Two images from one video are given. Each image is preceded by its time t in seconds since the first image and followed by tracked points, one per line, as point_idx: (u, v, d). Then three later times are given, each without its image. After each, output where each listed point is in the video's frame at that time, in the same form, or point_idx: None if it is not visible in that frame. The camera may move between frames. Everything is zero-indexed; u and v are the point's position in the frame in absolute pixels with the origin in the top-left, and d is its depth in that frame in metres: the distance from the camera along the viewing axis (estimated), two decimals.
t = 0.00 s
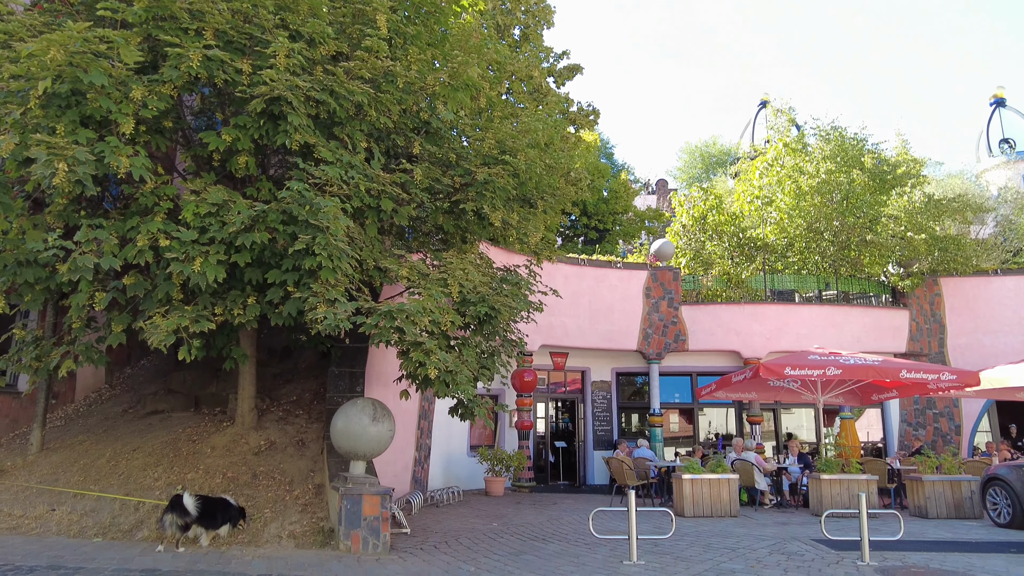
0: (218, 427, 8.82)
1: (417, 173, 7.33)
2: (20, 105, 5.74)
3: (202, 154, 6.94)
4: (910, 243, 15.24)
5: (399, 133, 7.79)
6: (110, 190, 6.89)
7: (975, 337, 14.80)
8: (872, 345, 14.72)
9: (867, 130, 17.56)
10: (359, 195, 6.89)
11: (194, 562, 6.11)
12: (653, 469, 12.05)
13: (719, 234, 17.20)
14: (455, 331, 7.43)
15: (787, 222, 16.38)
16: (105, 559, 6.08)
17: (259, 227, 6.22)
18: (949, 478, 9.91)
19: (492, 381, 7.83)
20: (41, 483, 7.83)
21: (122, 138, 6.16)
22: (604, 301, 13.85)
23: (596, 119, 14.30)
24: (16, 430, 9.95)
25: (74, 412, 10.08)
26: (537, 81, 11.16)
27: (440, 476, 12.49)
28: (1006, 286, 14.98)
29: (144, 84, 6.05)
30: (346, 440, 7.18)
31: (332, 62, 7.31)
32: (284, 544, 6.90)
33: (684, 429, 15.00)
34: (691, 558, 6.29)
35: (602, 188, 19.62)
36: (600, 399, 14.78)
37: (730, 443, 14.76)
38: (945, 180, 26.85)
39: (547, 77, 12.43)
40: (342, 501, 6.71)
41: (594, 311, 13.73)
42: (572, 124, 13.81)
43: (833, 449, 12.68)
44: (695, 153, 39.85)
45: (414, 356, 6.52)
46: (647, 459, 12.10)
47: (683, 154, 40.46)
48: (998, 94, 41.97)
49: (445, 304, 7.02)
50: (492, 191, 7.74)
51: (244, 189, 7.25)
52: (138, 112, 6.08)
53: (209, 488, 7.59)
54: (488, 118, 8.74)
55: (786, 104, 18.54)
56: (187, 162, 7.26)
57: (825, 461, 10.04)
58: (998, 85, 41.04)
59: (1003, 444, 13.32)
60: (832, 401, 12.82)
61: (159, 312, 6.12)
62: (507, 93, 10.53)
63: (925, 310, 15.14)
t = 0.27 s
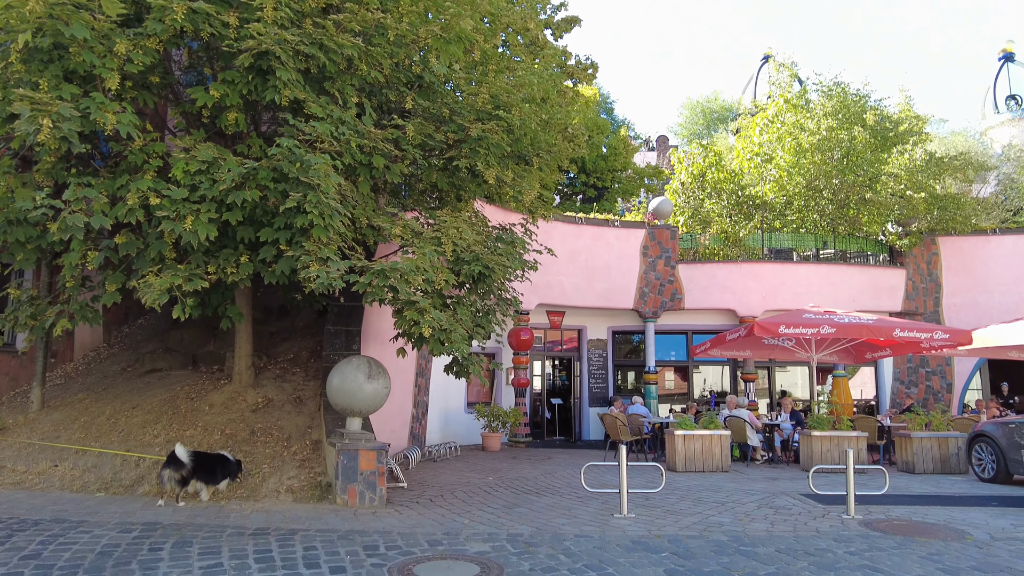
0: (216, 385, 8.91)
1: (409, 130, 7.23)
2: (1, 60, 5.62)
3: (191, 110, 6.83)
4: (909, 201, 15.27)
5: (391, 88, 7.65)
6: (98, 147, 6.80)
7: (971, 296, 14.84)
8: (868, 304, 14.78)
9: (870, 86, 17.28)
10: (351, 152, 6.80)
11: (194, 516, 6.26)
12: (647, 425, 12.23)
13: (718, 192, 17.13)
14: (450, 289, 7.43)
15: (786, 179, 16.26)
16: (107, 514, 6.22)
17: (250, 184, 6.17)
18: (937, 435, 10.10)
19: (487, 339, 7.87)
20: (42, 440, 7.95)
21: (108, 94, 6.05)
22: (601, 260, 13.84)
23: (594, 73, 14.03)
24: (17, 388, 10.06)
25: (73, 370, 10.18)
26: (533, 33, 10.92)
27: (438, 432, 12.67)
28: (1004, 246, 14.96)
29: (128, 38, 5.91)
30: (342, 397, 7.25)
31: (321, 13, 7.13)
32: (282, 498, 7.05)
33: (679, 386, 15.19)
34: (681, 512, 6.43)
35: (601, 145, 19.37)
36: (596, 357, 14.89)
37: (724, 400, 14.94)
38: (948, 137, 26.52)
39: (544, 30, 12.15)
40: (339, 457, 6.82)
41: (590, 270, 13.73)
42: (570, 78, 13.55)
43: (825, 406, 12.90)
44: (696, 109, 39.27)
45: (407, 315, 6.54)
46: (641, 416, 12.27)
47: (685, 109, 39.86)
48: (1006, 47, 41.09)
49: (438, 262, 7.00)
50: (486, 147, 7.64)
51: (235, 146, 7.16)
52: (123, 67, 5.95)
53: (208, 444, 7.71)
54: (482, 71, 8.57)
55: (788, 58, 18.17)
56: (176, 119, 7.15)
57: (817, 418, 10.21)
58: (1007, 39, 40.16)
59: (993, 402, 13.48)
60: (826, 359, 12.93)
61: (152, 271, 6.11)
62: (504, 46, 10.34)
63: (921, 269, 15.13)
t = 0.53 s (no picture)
0: (199, 368, 8.85)
1: (392, 110, 7.14)
2: None
3: (169, 88, 6.71)
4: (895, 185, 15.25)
5: (375, 67, 7.56)
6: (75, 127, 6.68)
7: (953, 281, 15.01)
8: (852, 288, 14.90)
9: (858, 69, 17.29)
10: (333, 133, 6.72)
11: (175, 498, 6.25)
12: (631, 408, 12.32)
13: (705, 176, 17.18)
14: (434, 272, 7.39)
15: (772, 164, 16.31)
16: (88, 497, 6.20)
17: (230, 165, 6.08)
18: (915, 417, 10.26)
19: (471, 323, 7.85)
20: (22, 423, 7.89)
21: (83, 72, 5.93)
22: (588, 243, 13.84)
23: (581, 53, 13.94)
24: None
25: (54, 353, 10.08)
26: (520, 12, 10.81)
27: (423, 415, 12.70)
28: (986, 231, 15.10)
29: (103, 14, 5.78)
30: (324, 379, 7.23)
31: None
32: (265, 481, 7.05)
33: (665, 369, 15.30)
34: (661, 493, 6.51)
35: (589, 127, 19.29)
36: (582, 340, 14.95)
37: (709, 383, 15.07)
38: (935, 122, 26.63)
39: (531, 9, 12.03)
40: (322, 439, 6.82)
41: (577, 253, 13.73)
42: (557, 59, 13.45)
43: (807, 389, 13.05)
44: (686, 91, 39.15)
45: (390, 297, 6.49)
46: (626, 398, 12.35)
47: (674, 92, 39.72)
48: (994, 32, 41.19)
49: (422, 244, 6.95)
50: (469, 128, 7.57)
51: (215, 126, 7.06)
52: (98, 44, 5.82)
53: (191, 427, 7.69)
54: (467, 51, 8.47)
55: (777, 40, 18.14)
56: (155, 98, 7.03)
57: (798, 401, 10.32)
58: (995, 24, 40.26)
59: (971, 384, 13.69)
60: (809, 342, 13.04)
61: (131, 253, 6.03)
62: (490, 25, 10.23)
63: (905, 253, 15.28)
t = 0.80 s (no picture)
0: (159, 362, 8.62)
1: (357, 99, 7.01)
2: None
3: (126, 73, 6.49)
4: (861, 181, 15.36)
5: (341, 55, 7.41)
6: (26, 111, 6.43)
7: (914, 277, 15.34)
8: (818, 284, 15.14)
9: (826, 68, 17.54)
10: (296, 121, 6.55)
11: (131, 495, 6.07)
12: (600, 401, 12.36)
13: (676, 171, 17.42)
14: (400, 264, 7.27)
15: (742, 160, 16.54)
16: (38, 495, 5.99)
17: (188, 152, 5.89)
18: (877, 410, 10.47)
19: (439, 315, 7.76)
20: None
21: (33, 53, 5.69)
22: (559, 237, 13.82)
23: (553, 47, 13.90)
24: None
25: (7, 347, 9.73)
26: (491, 2, 10.71)
27: (392, 410, 12.57)
28: (947, 228, 15.46)
29: None
30: (287, 373, 7.08)
31: None
32: (226, 477, 6.90)
33: (634, 363, 15.39)
34: (627, 485, 6.52)
35: (561, 121, 19.29)
36: (553, 334, 14.96)
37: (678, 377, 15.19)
38: (900, 121, 27.18)
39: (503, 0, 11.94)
40: (284, 434, 6.69)
41: (548, 247, 13.71)
42: (529, 52, 13.39)
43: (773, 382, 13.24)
44: (659, 87, 39.38)
45: (354, 289, 6.37)
46: (595, 392, 12.38)
47: (647, 87, 39.93)
48: (956, 34, 42.17)
49: (387, 236, 6.83)
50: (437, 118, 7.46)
51: (175, 113, 6.85)
52: (48, 24, 5.59)
53: (150, 422, 7.48)
54: (437, 41, 8.36)
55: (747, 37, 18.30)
56: (112, 82, 6.80)
57: (764, 394, 10.44)
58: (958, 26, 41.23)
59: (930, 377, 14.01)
60: (775, 337, 13.21)
61: (84, 242, 5.82)
62: (461, 15, 10.13)
63: (869, 250, 15.52)
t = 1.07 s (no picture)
0: (97, 359, 8.23)
1: (306, 87, 6.78)
2: None
3: (57, 53, 6.14)
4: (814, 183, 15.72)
5: (291, 43, 7.17)
6: None
7: (862, 277, 15.76)
8: (771, 283, 15.42)
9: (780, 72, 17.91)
10: (241, 108, 6.30)
11: (60, 499, 5.74)
12: (557, 398, 12.34)
13: (634, 171, 17.44)
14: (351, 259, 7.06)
15: (698, 160, 16.67)
16: None
17: (124, 138, 5.60)
18: (826, 405, 10.70)
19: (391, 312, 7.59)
20: None
21: None
22: (518, 235, 13.74)
23: (513, 42, 13.82)
24: None
25: None
26: None
27: (346, 409, 12.31)
28: (893, 230, 15.94)
29: None
30: (230, 370, 6.83)
31: None
32: (164, 478, 6.60)
33: (592, 360, 15.43)
34: (579, 482, 6.47)
35: (522, 118, 19.23)
36: (511, 332, 14.89)
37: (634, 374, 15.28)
38: (850, 126, 27.96)
39: None
40: (227, 433, 6.44)
41: (507, 244, 13.62)
42: (489, 47, 13.27)
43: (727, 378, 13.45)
44: (619, 88, 39.71)
45: (300, 283, 6.15)
46: (552, 389, 12.35)
47: (607, 88, 40.22)
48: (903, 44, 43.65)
49: (337, 230, 6.62)
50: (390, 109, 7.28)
51: (112, 97, 6.52)
52: None
53: (84, 422, 7.11)
54: (392, 31, 8.18)
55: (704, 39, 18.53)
56: (43, 64, 6.44)
57: (717, 391, 10.55)
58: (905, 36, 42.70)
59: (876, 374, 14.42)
60: (728, 335, 13.38)
61: (8, 232, 5.48)
62: (419, 8, 9.98)
63: (821, 250, 15.93)
